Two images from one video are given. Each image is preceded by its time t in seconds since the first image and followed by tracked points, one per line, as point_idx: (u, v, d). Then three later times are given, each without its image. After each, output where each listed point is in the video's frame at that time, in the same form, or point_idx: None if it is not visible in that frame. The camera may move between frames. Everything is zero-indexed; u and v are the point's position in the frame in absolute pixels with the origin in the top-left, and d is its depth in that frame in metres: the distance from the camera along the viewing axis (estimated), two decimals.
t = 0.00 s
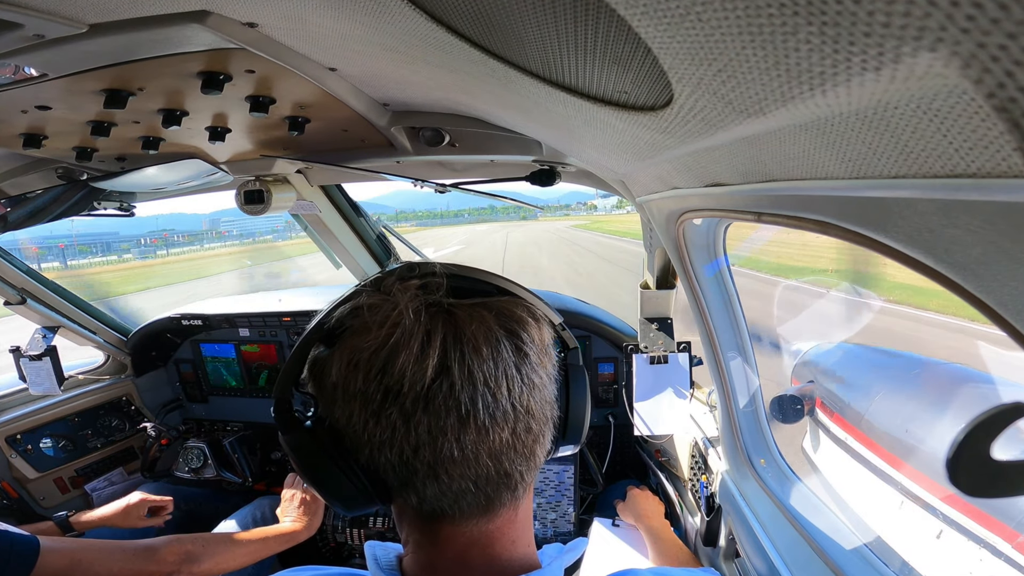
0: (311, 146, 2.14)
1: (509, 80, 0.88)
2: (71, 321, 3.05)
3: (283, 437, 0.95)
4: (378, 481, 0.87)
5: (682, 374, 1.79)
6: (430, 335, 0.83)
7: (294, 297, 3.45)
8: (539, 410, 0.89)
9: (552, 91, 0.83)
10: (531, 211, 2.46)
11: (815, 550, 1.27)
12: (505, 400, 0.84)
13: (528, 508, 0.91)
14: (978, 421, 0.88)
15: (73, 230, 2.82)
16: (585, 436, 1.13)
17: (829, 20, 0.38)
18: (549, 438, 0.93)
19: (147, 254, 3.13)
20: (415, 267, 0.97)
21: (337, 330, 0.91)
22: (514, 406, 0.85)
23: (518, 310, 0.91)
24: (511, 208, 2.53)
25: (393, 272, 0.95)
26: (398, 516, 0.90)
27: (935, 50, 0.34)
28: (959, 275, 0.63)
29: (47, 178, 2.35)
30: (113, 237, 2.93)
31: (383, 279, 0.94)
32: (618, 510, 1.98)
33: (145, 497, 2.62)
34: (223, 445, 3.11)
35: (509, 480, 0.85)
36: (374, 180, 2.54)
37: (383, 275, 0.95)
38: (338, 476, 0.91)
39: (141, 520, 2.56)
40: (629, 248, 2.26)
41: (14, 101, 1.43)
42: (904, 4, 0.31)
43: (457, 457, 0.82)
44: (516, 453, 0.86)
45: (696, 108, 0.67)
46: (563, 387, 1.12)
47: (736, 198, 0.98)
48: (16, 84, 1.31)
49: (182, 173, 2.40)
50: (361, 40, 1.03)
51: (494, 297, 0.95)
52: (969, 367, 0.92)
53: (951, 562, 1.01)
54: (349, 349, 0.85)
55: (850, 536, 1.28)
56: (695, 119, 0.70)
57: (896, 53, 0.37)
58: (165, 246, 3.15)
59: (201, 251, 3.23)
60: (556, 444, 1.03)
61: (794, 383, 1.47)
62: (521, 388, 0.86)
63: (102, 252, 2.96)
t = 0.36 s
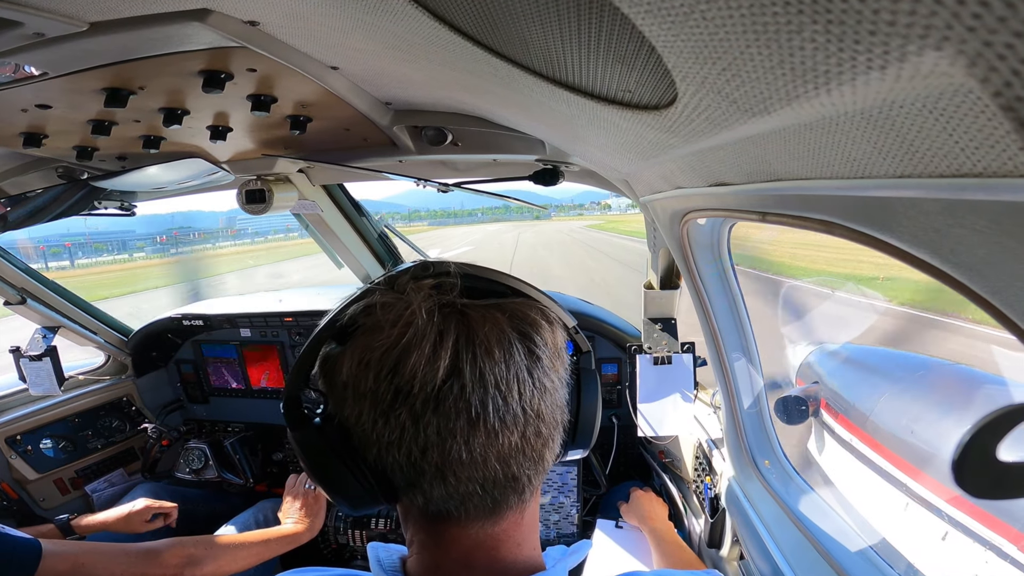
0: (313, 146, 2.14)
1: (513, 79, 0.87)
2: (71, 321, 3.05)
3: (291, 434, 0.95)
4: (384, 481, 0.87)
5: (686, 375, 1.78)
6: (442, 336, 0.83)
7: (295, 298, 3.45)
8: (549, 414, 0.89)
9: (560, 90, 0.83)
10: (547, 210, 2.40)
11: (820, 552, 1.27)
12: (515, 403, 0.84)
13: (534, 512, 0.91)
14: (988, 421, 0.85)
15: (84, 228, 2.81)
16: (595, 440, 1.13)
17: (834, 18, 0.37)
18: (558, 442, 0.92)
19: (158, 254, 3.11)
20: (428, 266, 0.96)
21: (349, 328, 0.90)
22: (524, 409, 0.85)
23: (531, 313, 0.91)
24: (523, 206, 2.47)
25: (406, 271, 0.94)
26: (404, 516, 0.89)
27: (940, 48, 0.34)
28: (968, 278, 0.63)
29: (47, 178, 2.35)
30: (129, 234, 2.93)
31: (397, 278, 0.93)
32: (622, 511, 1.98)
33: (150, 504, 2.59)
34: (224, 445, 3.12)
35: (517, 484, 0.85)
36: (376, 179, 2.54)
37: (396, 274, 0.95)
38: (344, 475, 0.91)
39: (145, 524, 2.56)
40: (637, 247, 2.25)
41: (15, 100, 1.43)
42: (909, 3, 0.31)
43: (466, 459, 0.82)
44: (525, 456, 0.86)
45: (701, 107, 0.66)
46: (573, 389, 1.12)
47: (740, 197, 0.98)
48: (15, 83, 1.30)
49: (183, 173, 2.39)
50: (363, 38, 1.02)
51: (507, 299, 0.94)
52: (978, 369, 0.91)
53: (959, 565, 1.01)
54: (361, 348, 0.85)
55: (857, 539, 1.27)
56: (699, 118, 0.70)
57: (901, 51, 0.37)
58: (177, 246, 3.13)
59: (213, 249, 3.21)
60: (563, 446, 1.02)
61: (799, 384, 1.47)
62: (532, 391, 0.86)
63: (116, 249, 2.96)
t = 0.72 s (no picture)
0: (315, 145, 2.14)
1: (515, 78, 0.87)
2: (71, 322, 3.05)
3: (289, 436, 0.95)
4: (382, 480, 0.86)
5: (690, 375, 1.78)
6: (436, 334, 0.83)
7: (296, 298, 3.45)
8: (545, 411, 0.88)
9: (561, 90, 0.83)
10: (557, 210, 2.43)
11: (824, 553, 1.26)
12: (510, 400, 0.83)
13: (533, 511, 0.90)
14: (988, 425, 0.88)
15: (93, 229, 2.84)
16: (591, 439, 1.12)
17: (840, 17, 0.37)
18: (555, 439, 0.92)
19: (170, 253, 3.17)
20: (421, 266, 0.96)
21: (344, 328, 0.90)
22: (520, 406, 0.84)
23: (524, 310, 0.90)
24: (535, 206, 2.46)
25: (400, 271, 0.94)
26: (403, 516, 0.89)
27: (946, 48, 0.34)
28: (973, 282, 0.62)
29: (46, 177, 2.35)
30: (140, 234, 2.99)
31: (390, 278, 0.93)
32: (625, 512, 1.98)
33: (151, 504, 2.60)
34: (226, 447, 3.11)
35: (514, 481, 0.85)
36: (377, 178, 2.53)
37: (390, 274, 0.94)
38: (343, 476, 0.90)
39: (145, 525, 2.57)
40: (642, 247, 2.24)
41: (14, 99, 1.43)
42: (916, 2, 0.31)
43: (462, 456, 0.82)
44: (522, 453, 0.85)
45: (705, 106, 0.66)
46: (568, 389, 1.11)
47: (744, 197, 0.97)
48: (15, 81, 1.30)
49: (184, 172, 2.39)
50: (366, 37, 1.02)
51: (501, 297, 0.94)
52: (986, 371, 0.91)
53: (965, 566, 1.01)
54: (357, 347, 0.84)
55: (862, 540, 1.26)
56: (703, 117, 0.69)
57: (907, 50, 0.37)
58: (186, 245, 3.17)
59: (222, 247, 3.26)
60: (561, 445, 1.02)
61: (803, 385, 1.46)
62: (527, 388, 0.85)
63: (127, 249, 3.01)
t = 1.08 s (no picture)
0: (316, 144, 2.14)
1: (518, 77, 0.86)
2: (71, 323, 3.06)
3: (292, 435, 0.95)
4: (384, 481, 0.86)
5: (694, 375, 1.78)
6: (439, 333, 0.82)
7: (297, 298, 3.44)
8: (548, 412, 0.88)
9: (564, 89, 0.82)
10: (565, 209, 2.48)
11: (829, 555, 1.26)
12: (513, 400, 0.83)
13: (536, 513, 0.90)
14: (993, 427, 0.86)
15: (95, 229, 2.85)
16: (595, 441, 1.12)
17: (845, 15, 0.36)
18: (557, 441, 0.91)
19: (174, 253, 3.14)
20: (425, 266, 0.96)
21: (348, 327, 0.90)
22: (523, 406, 0.84)
23: (528, 311, 0.90)
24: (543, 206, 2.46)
25: (404, 271, 0.94)
26: (405, 517, 0.89)
27: (951, 46, 0.33)
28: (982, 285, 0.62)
29: (46, 177, 2.35)
30: (148, 233, 2.99)
31: (394, 278, 0.93)
32: (629, 514, 1.98)
33: (154, 509, 2.60)
34: (227, 448, 3.10)
35: (517, 483, 0.84)
36: (379, 178, 2.53)
37: (394, 274, 0.94)
38: (346, 476, 0.90)
39: (146, 528, 2.56)
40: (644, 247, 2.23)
41: (14, 98, 1.42)
42: None
43: (464, 456, 0.81)
44: (524, 454, 0.85)
45: (708, 106, 0.66)
46: (572, 390, 1.11)
47: (749, 197, 0.97)
48: (14, 81, 1.29)
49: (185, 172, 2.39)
50: (368, 36, 1.02)
51: (505, 298, 0.93)
52: (993, 372, 0.91)
53: (970, 569, 1.00)
54: (360, 346, 0.84)
55: (867, 543, 1.26)
56: (706, 116, 0.69)
57: (911, 49, 0.36)
58: (189, 244, 3.14)
59: (225, 248, 3.22)
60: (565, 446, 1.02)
61: (808, 386, 1.46)
62: (530, 388, 0.85)
63: (133, 249, 2.99)
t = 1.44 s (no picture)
0: (317, 144, 2.13)
1: (520, 75, 0.86)
2: (71, 324, 3.06)
3: (295, 435, 0.95)
4: (388, 481, 0.86)
5: (698, 375, 1.77)
6: (444, 333, 0.82)
7: (298, 298, 3.44)
8: (553, 413, 0.87)
9: (568, 87, 0.82)
10: (571, 210, 2.42)
11: (834, 556, 1.25)
12: (518, 400, 0.83)
13: (540, 514, 0.90)
14: (999, 428, 0.86)
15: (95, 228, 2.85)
16: (600, 443, 1.11)
17: (849, 14, 0.36)
18: (562, 442, 0.91)
19: (176, 253, 3.13)
20: (430, 266, 0.95)
21: (352, 327, 0.89)
22: (528, 407, 0.84)
23: (533, 311, 0.90)
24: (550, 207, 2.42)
25: (409, 271, 0.93)
26: (409, 518, 0.88)
27: (957, 45, 0.33)
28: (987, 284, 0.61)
29: (46, 176, 2.34)
30: (151, 232, 2.99)
31: (399, 278, 0.92)
32: (632, 515, 1.98)
33: (155, 508, 2.59)
34: (228, 449, 3.10)
35: (521, 484, 0.84)
36: (382, 177, 2.53)
37: (399, 273, 0.94)
38: (349, 476, 0.90)
39: (147, 528, 2.56)
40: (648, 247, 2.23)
41: (14, 97, 1.42)
42: None
43: (469, 457, 0.81)
44: (529, 455, 0.84)
45: (713, 104, 0.65)
46: (577, 391, 1.11)
47: (754, 197, 0.97)
48: (15, 79, 1.29)
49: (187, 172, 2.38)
50: (369, 35, 1.02)
51: (510, 298, 0.93)
52: (995, 371, 0.92)
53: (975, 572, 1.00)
54: (364, 346, 0.84)
55: (873, 543, 1.25)
56: (711, 115, 0.69)
57: (917, 48, 0.36)
58: (191, 244, 3.12)
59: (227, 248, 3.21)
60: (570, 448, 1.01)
61: (813, 386, 1.45)
62: (535, 389, 0.85)
63: (137, 248, 3.00)
